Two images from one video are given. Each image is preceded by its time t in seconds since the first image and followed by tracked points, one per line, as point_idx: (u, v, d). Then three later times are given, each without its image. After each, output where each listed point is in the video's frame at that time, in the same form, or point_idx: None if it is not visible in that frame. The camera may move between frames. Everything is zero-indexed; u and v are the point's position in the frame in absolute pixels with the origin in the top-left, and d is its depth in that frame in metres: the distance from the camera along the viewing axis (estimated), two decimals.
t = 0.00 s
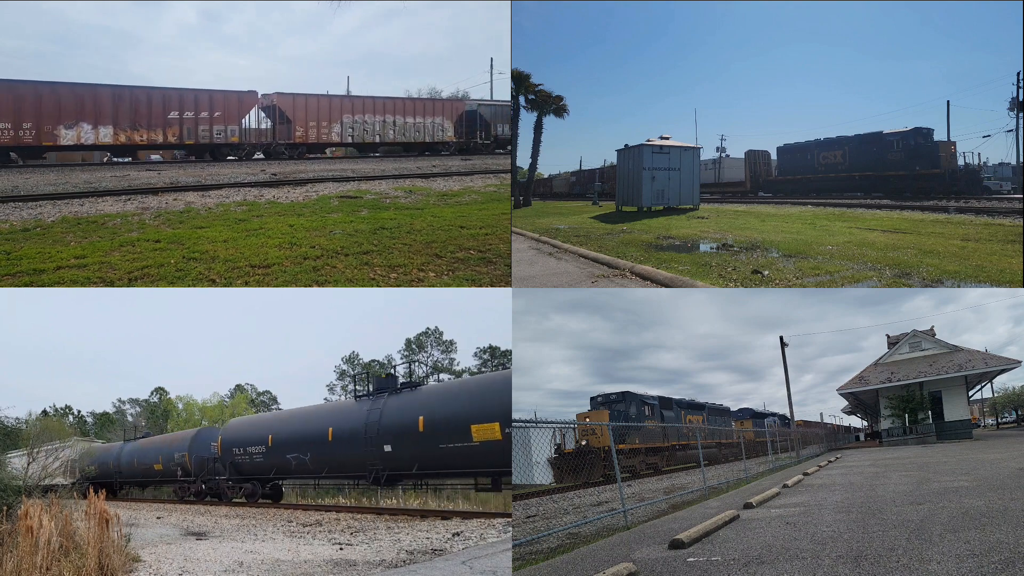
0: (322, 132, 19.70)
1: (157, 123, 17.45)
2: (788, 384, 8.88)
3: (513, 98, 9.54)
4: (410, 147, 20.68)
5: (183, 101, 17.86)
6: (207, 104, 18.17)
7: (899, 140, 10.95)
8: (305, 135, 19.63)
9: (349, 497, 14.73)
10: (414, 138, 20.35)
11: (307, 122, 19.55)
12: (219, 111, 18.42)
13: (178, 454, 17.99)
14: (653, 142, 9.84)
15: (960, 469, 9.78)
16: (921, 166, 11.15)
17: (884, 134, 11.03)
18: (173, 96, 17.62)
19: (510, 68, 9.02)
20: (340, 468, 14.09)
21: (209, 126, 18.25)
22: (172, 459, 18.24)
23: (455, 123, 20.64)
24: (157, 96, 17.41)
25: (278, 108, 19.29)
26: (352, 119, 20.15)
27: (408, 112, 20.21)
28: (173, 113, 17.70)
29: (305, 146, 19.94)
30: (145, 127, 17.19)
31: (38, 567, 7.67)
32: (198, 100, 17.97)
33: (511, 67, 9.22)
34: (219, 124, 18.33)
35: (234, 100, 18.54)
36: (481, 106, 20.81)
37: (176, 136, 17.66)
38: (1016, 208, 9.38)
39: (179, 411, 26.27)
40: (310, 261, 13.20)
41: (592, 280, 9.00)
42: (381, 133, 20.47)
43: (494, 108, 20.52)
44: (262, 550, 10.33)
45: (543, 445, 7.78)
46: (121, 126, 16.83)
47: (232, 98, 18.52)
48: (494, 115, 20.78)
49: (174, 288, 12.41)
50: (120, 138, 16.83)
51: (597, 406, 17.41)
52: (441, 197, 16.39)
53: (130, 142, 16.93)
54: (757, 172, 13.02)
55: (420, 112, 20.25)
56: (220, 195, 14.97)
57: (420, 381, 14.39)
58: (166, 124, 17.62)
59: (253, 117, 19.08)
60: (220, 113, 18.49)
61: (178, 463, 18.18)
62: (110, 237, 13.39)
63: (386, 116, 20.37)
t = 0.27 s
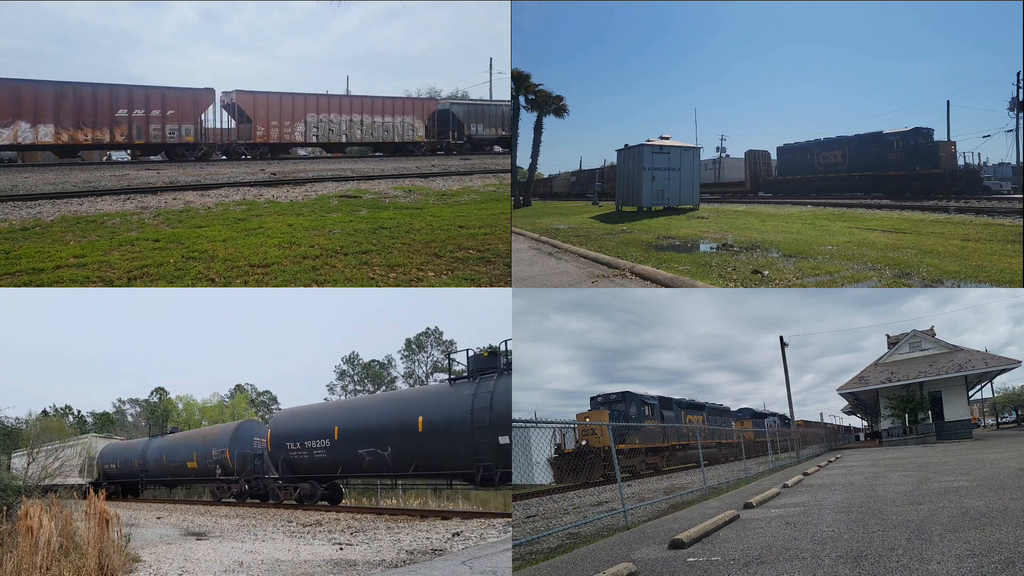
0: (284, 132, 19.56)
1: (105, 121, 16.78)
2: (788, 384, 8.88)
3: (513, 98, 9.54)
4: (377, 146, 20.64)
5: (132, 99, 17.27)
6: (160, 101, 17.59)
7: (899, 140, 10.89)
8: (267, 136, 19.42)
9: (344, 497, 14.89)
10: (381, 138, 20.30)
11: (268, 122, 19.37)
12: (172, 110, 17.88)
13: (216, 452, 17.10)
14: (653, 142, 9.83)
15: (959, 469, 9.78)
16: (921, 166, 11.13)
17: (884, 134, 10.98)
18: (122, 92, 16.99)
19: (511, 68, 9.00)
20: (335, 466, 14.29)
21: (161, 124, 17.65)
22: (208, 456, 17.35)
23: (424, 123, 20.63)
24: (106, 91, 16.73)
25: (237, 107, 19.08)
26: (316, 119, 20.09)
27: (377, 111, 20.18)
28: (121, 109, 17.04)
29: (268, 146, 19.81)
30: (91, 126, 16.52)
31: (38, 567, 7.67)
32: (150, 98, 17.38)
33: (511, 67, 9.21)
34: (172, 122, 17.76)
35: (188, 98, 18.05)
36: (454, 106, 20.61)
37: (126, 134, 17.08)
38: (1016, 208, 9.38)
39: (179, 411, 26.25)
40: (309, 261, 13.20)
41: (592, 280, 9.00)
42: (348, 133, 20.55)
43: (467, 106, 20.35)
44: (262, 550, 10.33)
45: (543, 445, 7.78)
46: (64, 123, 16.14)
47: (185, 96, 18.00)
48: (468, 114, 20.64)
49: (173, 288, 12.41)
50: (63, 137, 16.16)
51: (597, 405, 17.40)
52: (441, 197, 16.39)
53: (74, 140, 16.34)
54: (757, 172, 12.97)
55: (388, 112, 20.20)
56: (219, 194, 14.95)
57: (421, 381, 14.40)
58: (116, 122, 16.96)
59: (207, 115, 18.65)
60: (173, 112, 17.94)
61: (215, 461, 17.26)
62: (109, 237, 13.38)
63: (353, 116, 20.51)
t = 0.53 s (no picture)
0: (243, 131, 19.39)
1: (48, 120, 16.10)
2: (788, 384, 8.87)
3: (513, 98, 9.54)
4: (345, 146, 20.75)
5: (77, 97, 16.65)
6: (108, 100, 16.99)
7: (899, 141, 10.92)
8: (224, 135, 19.17)
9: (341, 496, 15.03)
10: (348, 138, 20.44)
11: (227, 122, 19.18)
12: (120, 109, 17.22)
13: (264, 446, 16.05)
14: (653, 142, 9.83)
15: (959, 469, 9.78)
16: (921, 166, 11.14)
17: (884, 134, 11.00)
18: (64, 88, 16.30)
19: (511, 68, 9.00)
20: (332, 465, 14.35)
21: (107, 123, 17.05)
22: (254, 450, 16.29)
23: (392, 123, 20.88)
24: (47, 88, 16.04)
25: (194, 106, 18.80)
26: (279, 119, 20.04)
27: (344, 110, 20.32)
28: (64, 108, 16.36)
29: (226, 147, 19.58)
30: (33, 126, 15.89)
31: (38, 567, 7.68)
32: (96, 96, 16.74)
33: (511, 67, 9.21)
34: (120, 122, 17.17)
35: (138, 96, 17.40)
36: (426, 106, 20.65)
37: (69, 134, 16.41)
38: (1016, 208, 9.38)
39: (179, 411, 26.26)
40: (309, 261, 13.20)
41: (592, 280, 9.00)
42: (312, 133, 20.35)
43: (438, 106, 20.40)
44: (262, 550, 10.33)
45: (543, 445, 7.79)
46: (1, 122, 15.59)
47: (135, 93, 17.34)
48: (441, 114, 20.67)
49: (172, 288, 12.40)
50: None
51: (597, 405, 17.41)
52: (440, 197, 16.39)
53: (11, 140, 15.73)
54: (757, 172, 12.99)
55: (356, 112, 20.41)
56: (218, 194, 14.95)
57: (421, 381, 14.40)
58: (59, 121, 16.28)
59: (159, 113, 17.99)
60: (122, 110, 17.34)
61: (261, 457, 16.21)
62: (108, 237, 13.38)
63: (319, 115, 20.24)
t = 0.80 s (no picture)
0: (201, 131, 18.28)
1: None
2: (788, 384, 8.87)
3: (513, 98, 9.54)
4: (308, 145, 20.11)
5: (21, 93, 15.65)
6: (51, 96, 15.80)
7: (899, 141, 10.93)
8: (180, 134, 18.08)
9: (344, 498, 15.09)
10: (314, 138, 19.87)
11: (182, 120, 18.04)
12: (63, 106, 15.95)
13: (329, 440, 14.41)
14: (653, 142, 9.83)
15: (959, 469, 9.78)
16: (921, 166, 11.14)
17: (884, 134, 11.01)
18: None
19: (511, 68, 9.00)
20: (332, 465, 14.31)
21: (49, 122, 15.86)
22: (312, 445, 14.79)
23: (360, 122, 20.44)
24: None
25: (145, 104, 17.61)
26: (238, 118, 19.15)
27: (309, 110, 19.76)
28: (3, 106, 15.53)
29: (181, 147, 18.44)
30: None
31: (38, 567, 7.68)
32: (35, 93, 15.66)
33: (511, 67, 9.21)
34: (62, 121, 15.91)
35: (84, 93, 16.12)
36: (395, 105, 20.56)
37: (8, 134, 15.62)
38: (1016, 208, 9.38)
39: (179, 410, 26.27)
40: (308, 260, 13.21)
41: (592, 280, 9.00)
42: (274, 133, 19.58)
43: (408, 106, 20.40)
44: (262, 550, 10.33)
45: (543, 445, 7.79)
46: None
47: (81, 91, 16.08)
48: (411, 114, 20.67)
49: (171, 287, 12.40)
50: None
51: (597, 405, 17.41)
52: (440, 197, 16.39)
53: None
54: (757, 172, 13.00)
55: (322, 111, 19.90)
56: (218, 194, 14.94)
57: (420, 381, 14.42)
58: None
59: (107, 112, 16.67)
60: (65, 107, 16.11)
61: (322, 454, 14.63)
62: (108, 236, 13.38)
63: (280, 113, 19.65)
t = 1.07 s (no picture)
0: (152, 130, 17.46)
1: None
2: (787, 384, 8.87)
3: (513, 98, 9.54)
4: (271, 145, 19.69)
5: None
6: None
7: (899, 141, 10.97)
8: (130, 134, 17.05)
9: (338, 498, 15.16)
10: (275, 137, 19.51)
11: (132, 118, 17.07)
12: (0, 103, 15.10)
13: (416, 432, 12.49)
14: (653, 142, 9.84)
15: (960, 469, 9.78)
16: (921, 166, 11.16)
17: (884, 135, 11.04)
18: None
19: (511, 68, 9.01)
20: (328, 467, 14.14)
21: None
22: (393, 438, 12.83)
23: (324, 121, 20.24)
24: None
25: (93, 102, 16.62)
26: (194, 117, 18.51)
27: (272, 109, 19.46)
28: None
29: (131, 146, 17.51)
30: None
31: (38, 567, 7.67)
32: None
33: (511, 67, 9.22)
34: None
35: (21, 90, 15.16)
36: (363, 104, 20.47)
37: None
38: (1016, 208, 9.38)
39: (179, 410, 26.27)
40: (308, 260, 13.21)
41: (592, 280, 9.00)
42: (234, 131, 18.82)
43: (379, 105, 20.41)
44: (262, 551, 10.33)
45: (543, 445, 7.80)
46: None
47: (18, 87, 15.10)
48: (381, 113, 20.68)
49: (171, 287, 12.40)
50: None
51: (597, 405, 17.41)
52: (440, 197, 16.39)
53: None
54: (757, 172, 13.03)
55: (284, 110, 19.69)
56: (218, 194, 14.94)
57: (421, 380, 14.44)
58: None
59: (48, 112, 15.48)
60: (3, 104, 15.16)
61: (407, 448, 12.66)
62: (107, 236, 13.38)
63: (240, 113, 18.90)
